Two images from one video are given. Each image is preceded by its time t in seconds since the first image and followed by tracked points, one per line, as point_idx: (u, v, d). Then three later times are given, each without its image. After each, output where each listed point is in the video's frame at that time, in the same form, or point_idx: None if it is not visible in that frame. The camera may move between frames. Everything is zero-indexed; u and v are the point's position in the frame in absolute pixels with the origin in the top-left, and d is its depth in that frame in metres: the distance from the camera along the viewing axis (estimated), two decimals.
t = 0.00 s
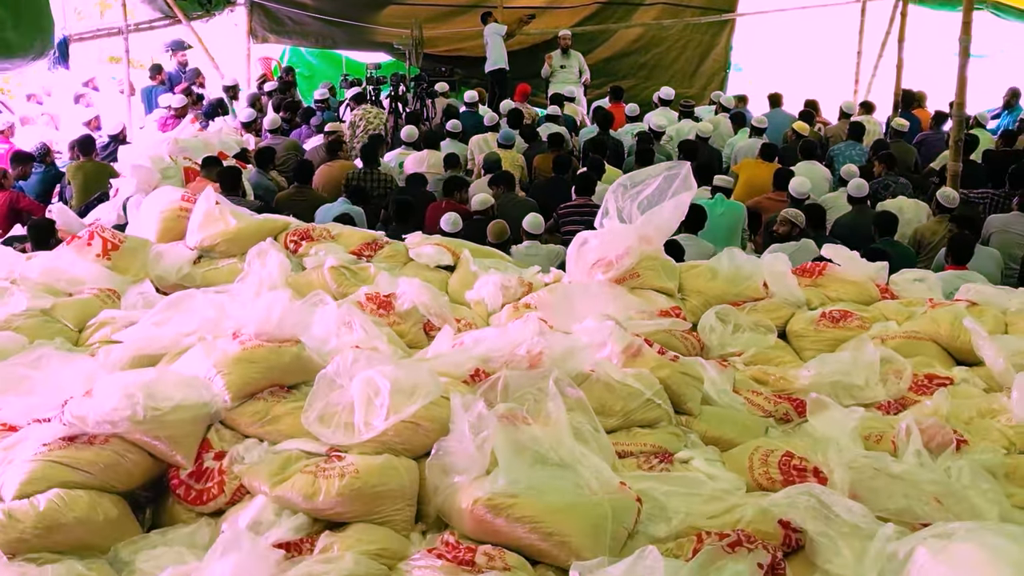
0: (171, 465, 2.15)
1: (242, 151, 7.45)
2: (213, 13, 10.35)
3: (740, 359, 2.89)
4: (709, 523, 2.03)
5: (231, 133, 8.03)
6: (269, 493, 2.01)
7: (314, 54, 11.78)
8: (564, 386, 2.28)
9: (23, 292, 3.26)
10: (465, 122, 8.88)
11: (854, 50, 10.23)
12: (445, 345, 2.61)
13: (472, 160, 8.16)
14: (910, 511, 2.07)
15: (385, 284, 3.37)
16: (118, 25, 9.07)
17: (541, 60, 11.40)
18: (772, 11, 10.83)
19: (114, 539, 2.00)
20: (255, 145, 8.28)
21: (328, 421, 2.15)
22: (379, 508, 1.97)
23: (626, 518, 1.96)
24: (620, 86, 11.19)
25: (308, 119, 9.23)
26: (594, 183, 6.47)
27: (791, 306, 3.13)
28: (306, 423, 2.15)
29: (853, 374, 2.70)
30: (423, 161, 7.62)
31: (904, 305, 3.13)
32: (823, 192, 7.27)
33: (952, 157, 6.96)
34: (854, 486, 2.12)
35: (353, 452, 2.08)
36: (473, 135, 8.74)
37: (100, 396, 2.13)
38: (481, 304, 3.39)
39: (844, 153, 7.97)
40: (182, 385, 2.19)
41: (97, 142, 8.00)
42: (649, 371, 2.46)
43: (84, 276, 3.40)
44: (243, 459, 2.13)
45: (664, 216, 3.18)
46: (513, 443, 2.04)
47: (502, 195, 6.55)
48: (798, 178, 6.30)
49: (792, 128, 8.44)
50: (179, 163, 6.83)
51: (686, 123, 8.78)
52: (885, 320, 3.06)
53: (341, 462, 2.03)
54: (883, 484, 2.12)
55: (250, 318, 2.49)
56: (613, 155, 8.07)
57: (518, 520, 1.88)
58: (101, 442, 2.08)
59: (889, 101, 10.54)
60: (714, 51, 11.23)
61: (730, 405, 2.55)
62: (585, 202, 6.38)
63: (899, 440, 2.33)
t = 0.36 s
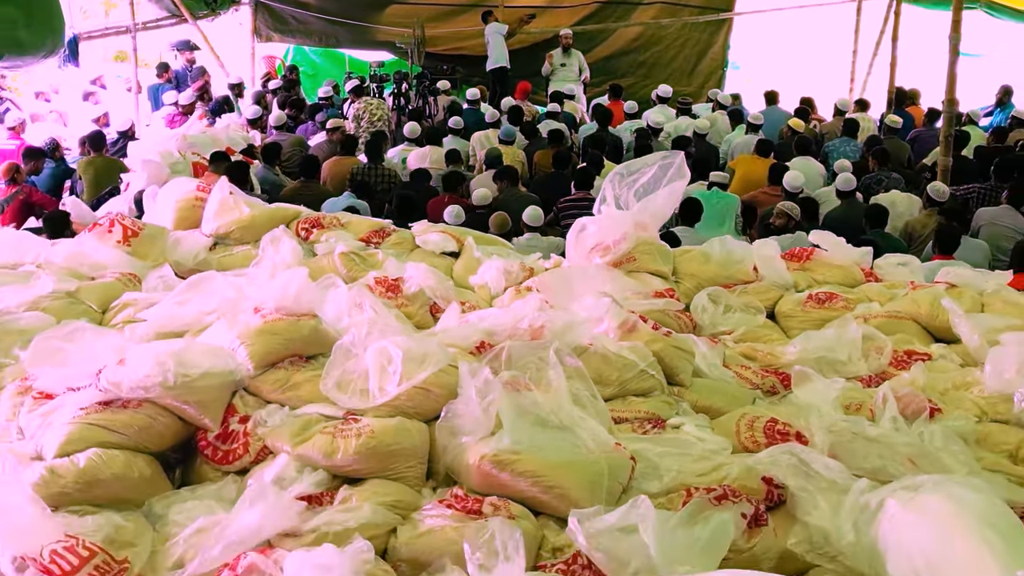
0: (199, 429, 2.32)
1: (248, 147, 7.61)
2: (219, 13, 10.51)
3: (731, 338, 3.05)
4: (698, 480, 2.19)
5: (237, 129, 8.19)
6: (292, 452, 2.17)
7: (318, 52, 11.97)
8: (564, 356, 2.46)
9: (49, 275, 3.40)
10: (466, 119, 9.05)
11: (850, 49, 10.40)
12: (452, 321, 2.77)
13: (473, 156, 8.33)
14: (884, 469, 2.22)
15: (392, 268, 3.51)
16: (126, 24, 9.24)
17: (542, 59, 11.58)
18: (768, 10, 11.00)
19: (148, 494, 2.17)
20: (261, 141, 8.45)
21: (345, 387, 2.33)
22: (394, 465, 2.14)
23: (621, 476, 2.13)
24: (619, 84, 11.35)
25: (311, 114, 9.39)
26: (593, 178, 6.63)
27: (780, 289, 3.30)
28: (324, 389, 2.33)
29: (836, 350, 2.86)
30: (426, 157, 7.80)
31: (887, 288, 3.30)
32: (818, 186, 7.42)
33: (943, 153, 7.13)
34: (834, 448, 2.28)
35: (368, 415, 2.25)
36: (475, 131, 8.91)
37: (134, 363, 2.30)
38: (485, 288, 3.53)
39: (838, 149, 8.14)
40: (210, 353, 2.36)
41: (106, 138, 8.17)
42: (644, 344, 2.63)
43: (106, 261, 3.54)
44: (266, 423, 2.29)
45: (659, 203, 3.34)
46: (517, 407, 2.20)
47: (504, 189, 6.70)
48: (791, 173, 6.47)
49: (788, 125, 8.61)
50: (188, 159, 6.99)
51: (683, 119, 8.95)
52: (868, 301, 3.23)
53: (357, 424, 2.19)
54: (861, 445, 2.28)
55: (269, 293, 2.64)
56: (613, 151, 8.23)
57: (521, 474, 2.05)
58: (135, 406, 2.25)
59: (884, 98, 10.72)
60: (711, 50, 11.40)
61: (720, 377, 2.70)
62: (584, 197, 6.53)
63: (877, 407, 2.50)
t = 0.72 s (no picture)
0: (220, 399, 2.46)
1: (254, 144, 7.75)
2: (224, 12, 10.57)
3: (724, 319, 3.19)
4: (688, 445, 2.33)
5: (243, 126, 8.34)
6: (308, 420, 2.31)
7: (321, 51, 12.12)
8: (563, 332, 2.61)
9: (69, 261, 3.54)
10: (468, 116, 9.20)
11: (847, 48, 10.55)
12: (458, 301, 2.92)
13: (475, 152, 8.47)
14: (865, 436, 2.36)
15: (398, 255, 3.64)
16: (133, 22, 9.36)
17: (542, 57, 11.73)
18: (766, 9, 11.14)
19: (173, 460, 2.31)
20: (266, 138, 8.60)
21: (358, 359, 2.48)
22: (405, 432, 2.29)
23: (617, 442, 2.28)
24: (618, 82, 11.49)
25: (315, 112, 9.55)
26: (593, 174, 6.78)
27: (770, 274, 3.45)
28: (338, 361, 2.49)
29: (823, 331, 3.01)
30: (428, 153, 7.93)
31: (873, 273, 3.45)
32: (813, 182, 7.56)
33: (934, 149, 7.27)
34: (818, 418, 2.43)
35: (380, 385, 2.40)
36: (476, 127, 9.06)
37: (159, 338, 2.45)
38: (488, 275, 3.64)
39: (834, 145, 8.29)
40: (231, 328, 2.53)
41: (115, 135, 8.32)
42: (640, 323, 2.78)
43: (123, 248, 3.69)
44: (284, 394, 2.44)
45: (655, 192, 3.47)
46: (519, 378, 2.35)
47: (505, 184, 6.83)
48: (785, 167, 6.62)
49: (784, 122, 8.75)
50: (195, 154, 7.12)
51: (681, 117, 9.09)
52: (855, 286, 3.37)
53: (370, 393, 2.34)
54: (843, 415, 2.43)
55: (286, 275, 2.83)
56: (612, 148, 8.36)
57: (523, 439, 2.19)
58: (160, 377, 2.39)
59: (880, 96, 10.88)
60: (710, 49, 11.55)
61: (713, 354, 2.84)
62: (584, 191, 6.66)
63: (860, 380, 2.65)
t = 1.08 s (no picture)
0: (240, 370, 2.62)
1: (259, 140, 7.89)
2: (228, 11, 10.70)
3: (714, 301, 3.35)
4: (678, 413, 2.49)
5: (248, 122, 8.49)
6: (323, 388, 2.47)
7: (324, 50, 12.30)
8: (562, 309, 2.76)
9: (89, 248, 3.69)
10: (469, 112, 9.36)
11: (843, 47, 10.72)
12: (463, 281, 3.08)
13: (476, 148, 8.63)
14: (844, 405, 2.52)
15: (404, 241, 3.80)
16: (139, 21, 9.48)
17: (542, 57, 11.91)
18: (762, 8, 11.31)
19: (196, 427, 2.47)
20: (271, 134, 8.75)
21: (369, 334, 2.65)
22: (414, 400, 2.45)
23: (612, 409, 2.44)
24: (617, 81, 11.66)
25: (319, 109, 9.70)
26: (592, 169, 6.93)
27: (760, 259, 3.61)
28: (350, 335, 2.65)
29: (809, 311, 3.16)
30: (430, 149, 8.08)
31: (858, 259, 3.61)
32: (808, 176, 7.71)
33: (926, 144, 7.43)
34: (801, 388, 2.59)
35: (390, 357, 2.56)
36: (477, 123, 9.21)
37: (182, 313, 2.60)
38: (490, 260, 3.79)
39: (829, 141, 8.45)
40: (249, 304, 2.69)
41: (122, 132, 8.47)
42: (634, 302, 2.94)
43: (139, 236, 3.85)
44: (300, 365, 2.60)
45: (651, 179, 3.62)
46: (521, 350, 2.51)
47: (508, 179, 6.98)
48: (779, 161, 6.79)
49: (780, 119, 8.91)
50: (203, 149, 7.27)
51: (678, 113, 9.24)
52: (841, 270, 3.53)
53: (380, 364, 2.50)
54: (825, 386, 2.59)
55: (298, 257, 3.00)
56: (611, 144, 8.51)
57: (523, 405, 2.35)
58: (183, 350, 2.54)
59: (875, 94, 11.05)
60: (707, 48, 11.72)
61: (704, 332, 2.99)
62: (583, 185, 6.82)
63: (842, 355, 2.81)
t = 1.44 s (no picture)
0: (257, 345, 2.77)
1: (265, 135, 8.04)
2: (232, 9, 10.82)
3: (708, 284, 3.50)
4: (671, 384, 2.64)
5: (252, 118, 8.65)
6: (337, 361, 2.63)
7: (327, 49, 12.46)
8: (562, 288, 2.91)
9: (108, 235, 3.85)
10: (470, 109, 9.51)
11: (839, 45, 10.86)
12: (467, 265, 3.24)
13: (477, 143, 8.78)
14: (828, 377, 2.67)
15: (411, 229, 3.96)
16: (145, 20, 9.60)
17: (542, 55, 12.07)
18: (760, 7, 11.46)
19: (218, 397, 2.62)
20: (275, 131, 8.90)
21: (380, 311, 2.81)
22: (422, 371, 2.60)
23: (608, 380, 2.60)
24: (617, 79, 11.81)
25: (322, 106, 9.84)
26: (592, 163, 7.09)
27: (752, 245, 3.77)
28: (362, 312, 2.81)
29: (797, 293, 3.32)
30: (433, 145, 8.23)
31: (845, 245, 3.77)
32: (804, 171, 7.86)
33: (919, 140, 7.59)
34: (787, 362, 2.74)
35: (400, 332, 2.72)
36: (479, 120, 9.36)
37: (203, 291, 2.76)
38: (492, 247, 3.95)
39: (825, 137, 8.61)
40: (267, 283, 2.85)
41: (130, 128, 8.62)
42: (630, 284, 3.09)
43: (156, 223, 4.01)
44: (314, 340, 2.75)
45: (647, 169, 3.77)
46: (523, 326, 2.66)
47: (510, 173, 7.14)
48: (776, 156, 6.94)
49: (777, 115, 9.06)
50: (210, 144, 7.43)
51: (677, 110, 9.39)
52: (829, 255, 3.68)
53: (391, 338, 2.66)
54: (810, 360, 2.74)
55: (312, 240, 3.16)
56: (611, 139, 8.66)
57: (525, 375, 2.50)
58: (205, 325, 2.70)
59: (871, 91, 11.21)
60: (705, 46, 11.87)
61: (697, 312, 3.15)
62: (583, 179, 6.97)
63: (827, 332, 2.96)
